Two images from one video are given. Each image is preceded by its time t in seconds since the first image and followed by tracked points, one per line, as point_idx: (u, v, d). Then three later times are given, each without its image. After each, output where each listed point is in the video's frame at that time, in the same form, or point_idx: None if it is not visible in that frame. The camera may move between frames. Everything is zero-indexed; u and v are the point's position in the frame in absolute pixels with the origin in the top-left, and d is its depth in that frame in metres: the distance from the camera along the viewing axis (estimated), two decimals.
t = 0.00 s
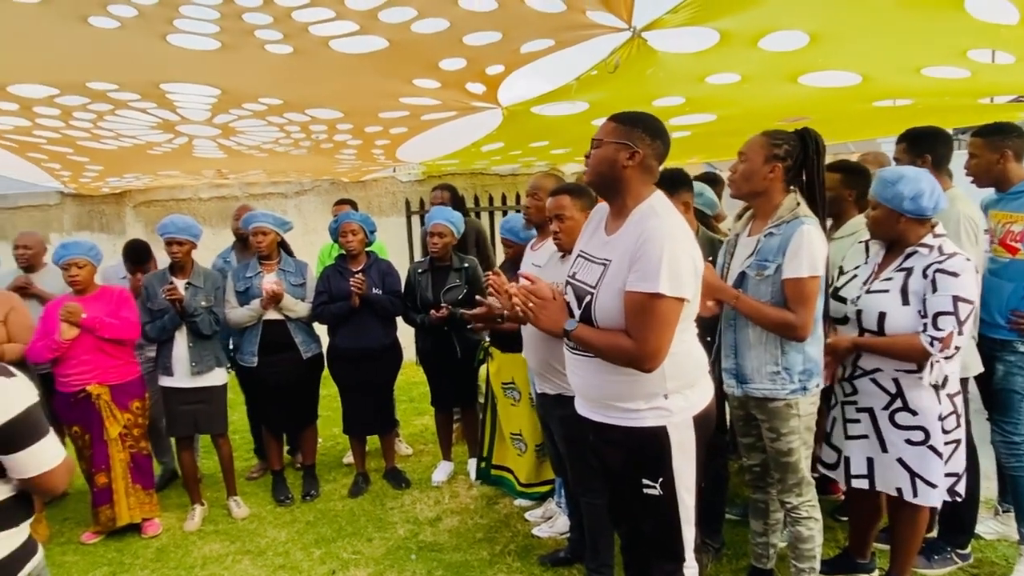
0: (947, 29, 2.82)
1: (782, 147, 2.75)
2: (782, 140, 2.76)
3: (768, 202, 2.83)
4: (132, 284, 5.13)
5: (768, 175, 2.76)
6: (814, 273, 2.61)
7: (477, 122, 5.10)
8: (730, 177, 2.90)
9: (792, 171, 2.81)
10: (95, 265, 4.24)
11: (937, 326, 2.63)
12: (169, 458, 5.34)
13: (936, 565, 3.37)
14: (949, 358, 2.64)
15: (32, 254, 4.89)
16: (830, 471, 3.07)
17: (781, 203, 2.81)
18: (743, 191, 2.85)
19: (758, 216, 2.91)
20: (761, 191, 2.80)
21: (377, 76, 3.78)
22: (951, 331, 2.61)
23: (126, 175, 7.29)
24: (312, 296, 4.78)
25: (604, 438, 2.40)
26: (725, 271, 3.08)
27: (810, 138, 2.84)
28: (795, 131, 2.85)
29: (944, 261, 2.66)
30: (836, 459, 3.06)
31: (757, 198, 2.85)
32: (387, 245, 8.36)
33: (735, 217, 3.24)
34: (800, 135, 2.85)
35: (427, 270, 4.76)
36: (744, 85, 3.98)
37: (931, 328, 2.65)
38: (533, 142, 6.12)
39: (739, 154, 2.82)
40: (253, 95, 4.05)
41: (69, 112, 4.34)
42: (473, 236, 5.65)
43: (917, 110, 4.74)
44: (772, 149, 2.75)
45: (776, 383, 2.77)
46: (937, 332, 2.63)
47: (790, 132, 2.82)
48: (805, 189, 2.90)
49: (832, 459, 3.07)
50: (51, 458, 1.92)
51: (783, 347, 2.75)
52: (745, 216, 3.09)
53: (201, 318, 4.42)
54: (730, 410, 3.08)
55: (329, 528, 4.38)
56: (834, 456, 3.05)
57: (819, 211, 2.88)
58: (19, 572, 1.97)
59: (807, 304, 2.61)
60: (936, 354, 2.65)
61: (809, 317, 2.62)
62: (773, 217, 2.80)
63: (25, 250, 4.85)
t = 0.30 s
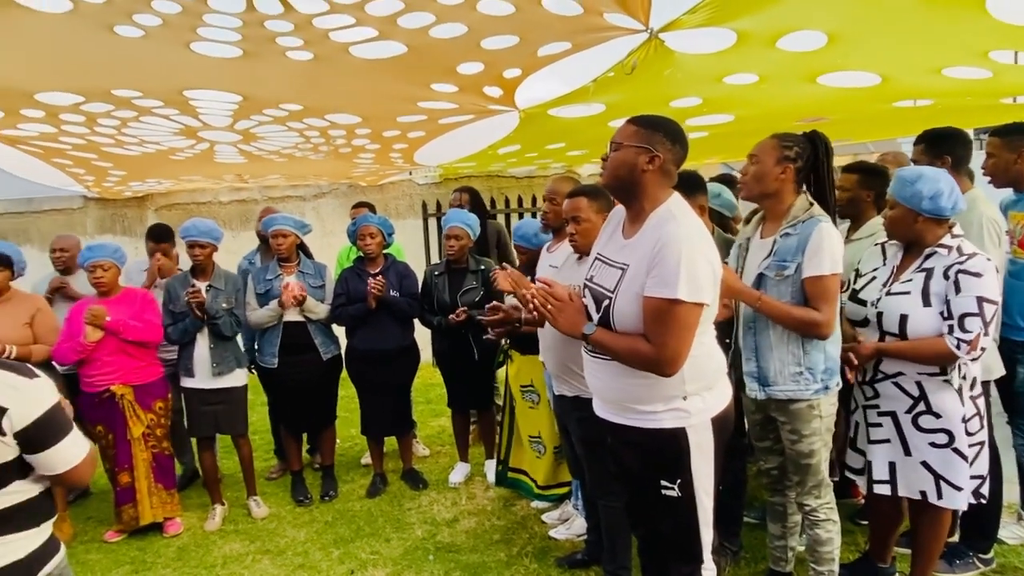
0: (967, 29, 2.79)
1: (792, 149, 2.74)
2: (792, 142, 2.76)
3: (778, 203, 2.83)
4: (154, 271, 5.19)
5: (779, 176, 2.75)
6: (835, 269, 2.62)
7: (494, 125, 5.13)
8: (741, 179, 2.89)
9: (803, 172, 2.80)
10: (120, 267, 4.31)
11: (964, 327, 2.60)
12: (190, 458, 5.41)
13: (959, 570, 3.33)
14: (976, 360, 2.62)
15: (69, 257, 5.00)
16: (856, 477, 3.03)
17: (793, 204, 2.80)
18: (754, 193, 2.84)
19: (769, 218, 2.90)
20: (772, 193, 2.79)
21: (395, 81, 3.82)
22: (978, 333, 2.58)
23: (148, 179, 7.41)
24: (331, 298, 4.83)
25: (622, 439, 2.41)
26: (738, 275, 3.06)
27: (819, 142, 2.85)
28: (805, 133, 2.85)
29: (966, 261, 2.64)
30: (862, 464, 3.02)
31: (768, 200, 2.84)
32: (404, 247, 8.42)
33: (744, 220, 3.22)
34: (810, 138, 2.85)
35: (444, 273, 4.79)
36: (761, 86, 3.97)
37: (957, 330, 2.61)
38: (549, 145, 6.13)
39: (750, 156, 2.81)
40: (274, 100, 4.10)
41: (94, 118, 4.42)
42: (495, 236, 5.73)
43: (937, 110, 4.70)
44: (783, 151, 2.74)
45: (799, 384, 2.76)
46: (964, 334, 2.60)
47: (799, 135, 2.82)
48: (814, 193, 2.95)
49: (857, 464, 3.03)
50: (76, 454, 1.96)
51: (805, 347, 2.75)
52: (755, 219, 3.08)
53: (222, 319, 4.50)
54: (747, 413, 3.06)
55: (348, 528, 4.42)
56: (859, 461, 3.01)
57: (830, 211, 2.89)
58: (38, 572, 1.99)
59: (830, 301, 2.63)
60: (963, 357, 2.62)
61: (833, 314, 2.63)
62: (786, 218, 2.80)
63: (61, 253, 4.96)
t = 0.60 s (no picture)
0: (986, 29, 2.76)
1: (796, 148, 2.73)
2: (796, 142, 2.74)
3: (788, 204, 2.80)
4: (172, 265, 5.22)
5: (787, 175, 2.74)
6: (852, 265, 2.60)
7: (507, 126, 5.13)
8: (748, 182, 2.87)
9: (809, 171, 2.79)
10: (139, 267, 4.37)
11: (976, 328, 2.58)
12: (206, 457, 5.46)
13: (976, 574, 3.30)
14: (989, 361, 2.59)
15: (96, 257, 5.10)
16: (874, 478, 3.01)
17: (804, 203, 2.79)
18: (763, 196, 2.82)
19: (779, 220, 2.88)
20: (782, 193, 2.77)
21: (409, 83, 3.83)
22: (990, 334, 2.56)
23: (166, 180, 7.48)
24: (345, 298, 4.86)
25: (637, 439, 2.40)
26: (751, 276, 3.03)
27: (822, 141, 2.85)
28: (806, 133, 2.84)
29: (980, 262, 2.61)
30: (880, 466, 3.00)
31: (777, 202, 2.82)
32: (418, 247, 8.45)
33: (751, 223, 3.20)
34: (812, 139, 2.85)
35: (458, 273, 4.79)
36: (777, 87, 3.94)
37: (969, 331, 2.60)
38: (563, 146, 6.13)
39: (754, 160, 2.79)
40: (289, 102, 4.13)
41: (112, 120, 4.47)
42: (511, 236, 5.75)
43: (955, 110, 4.65)
44: (787, 151, 2.72)
45: (819, 383, 2.74)
46: (977, 335, 2.58)
47: (801, 135, 2.81)
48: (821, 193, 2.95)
49: (875, 466, 3.01)
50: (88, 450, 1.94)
51: (823, 346, 2.74)
52: (763, 221, 3.05)
53: (237, 318, 4.55)
54: (762, 415, 3.05)
55: (361, 527, 4.44)
56: (877, 463, 2.99)
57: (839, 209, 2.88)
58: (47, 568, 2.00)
59: (848, 298, 2.61)
60: (975, 357, 2.60)
61: (851, 312, 2.62)
62: (798, 218, 2.78)
63: (88, 253, 5.08)
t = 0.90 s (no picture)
0: (1018, 25, 2.71)
1: (812, 146, 2.71)
2: (810, 140, 2.73)
3: (815, 204, 2.78)
4: (204, 272, 5.36)
5: (809, 174, 2.72)
6: (879, 266, 2.57)
7: (528, 127, 5.15)
8: (771, 188, 2.86)
9: (830, 168, 2.76)
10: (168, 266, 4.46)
11: (999, 328, 2.55)
12: (231, 454, 5.55)
13: None
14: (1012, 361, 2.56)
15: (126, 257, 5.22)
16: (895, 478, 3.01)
17: (831, 202, 2.76)
18: (789, 199, 2.80)
19: (806, 220, 2.86)
20: (808, 193, 2.75)
21: (432, 84, 3.86)
22: (1014, 334, 2.52)
23: (192, 182, 7.61)
24: (368, 297, 4.90)
25: (659, 438, 2.41)
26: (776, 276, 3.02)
27: (837, 135, 2.82)
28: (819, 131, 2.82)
29: (1008, 261, 2.57)
30: (902, 467, 2.99)
31: (803, 203, 2.80)
32: (440, 248, 8.50)
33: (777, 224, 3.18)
34: (825, 135, 2.83)
35: (479, 273, 4.82)
36: (802, 86, 3.90)
37: (992, 330, 2.56)
38: (585, 147, 6.13)
39: (773, 165, 2.78)
40: (314, 105, 4.18)
41: (141, 124, 4.55)
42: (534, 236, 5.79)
43: (985, 108, 4.57)
44: (803, 150, 2.71)
45: (843, 384, 2.72)
46: (999, 335, 2.55)
47: (815, 133, 2.80)
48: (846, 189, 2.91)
49: (897, 466, 3.01)
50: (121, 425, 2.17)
51: (847, 347, 2.72)
52: (790, 222, 3.03)
53: (263, 317, 4.62)
54: (786, 417, 3.03)
55: (384, 525, 4.48)
56: (899, 463, 2.99)
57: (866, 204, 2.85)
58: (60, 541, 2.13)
59: (874, 299, 2.58)
60: (997, 357, 2.57)
61: (876, 313, 2.58)
62: (824, 217, 2.76)
63: (118, 252, 5.21)
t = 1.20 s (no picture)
0: None
1: (835, 146, 2.69)
2: (833, 140, 2.70)
3: (843, 205, 2.76)
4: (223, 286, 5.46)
5: (836, 176, 2.70)
6: (902, 266, 2.53)
7: (548, 130, 5.16)
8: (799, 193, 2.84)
9: (856, 168, 2.74)
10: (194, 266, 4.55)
11: (1021, 328, 2.49)
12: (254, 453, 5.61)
13: None
14: None
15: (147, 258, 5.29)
16: (914, 479, 2.98)
17: (859, 202, 2.74)
18: (818, 203, 2.78)
19: (834, 220, 2.84)
20: (836, 196, 2.73)
21: (453, 86, 3.88)
22: None
23: (217, 185, 7.72)
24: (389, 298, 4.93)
25: (681, 439, 2.41)
26: (800, 271, 3.01)
27: (859, 129, 2.77)
28: (842, 128, 2.77)
29: None
30: (920, 467, 2.97)
31: (832, 206, 2.78)
32: (459, 249, 8.53)
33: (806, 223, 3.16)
34: (848, 130, 2.78)
35: (499, 274, 4.83)
36: (825, 87, 3.87)
37: (1013, 330, 2.51)
38: (605, 149, 6.13)
39: (798, 171, 2.77)
40: (336, 107, 4.22)
41: (168, 127, 4.63)
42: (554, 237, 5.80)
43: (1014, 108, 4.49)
44: (827, 152, 2.69)
45: (863, 386, 2.69)
46: (1020, 335, 2.49)
47: (838, 131, 2.76)
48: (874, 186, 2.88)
49: (915, 467, 2.99)
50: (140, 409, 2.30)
51: (869, 348, 2.69)
52: (818, 219, 3.02)
53: (285, 317, 4.67)
54: (809, 419, 3.00)
55: (404, 525, 4.51)
56: (917, 464, 2.98)
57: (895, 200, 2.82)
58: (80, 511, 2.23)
59: (895, 302, 2.54)
60: (1017, 358, 2.51)
61: (897, 315, 2.54)
62: (851, 217, 2.73)
63: (141, 252, 5.30)
